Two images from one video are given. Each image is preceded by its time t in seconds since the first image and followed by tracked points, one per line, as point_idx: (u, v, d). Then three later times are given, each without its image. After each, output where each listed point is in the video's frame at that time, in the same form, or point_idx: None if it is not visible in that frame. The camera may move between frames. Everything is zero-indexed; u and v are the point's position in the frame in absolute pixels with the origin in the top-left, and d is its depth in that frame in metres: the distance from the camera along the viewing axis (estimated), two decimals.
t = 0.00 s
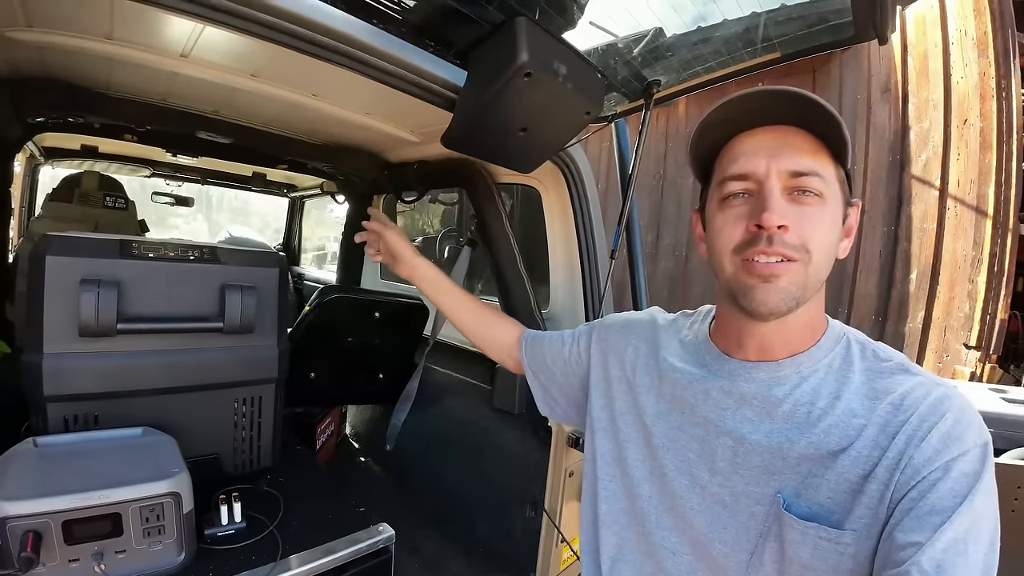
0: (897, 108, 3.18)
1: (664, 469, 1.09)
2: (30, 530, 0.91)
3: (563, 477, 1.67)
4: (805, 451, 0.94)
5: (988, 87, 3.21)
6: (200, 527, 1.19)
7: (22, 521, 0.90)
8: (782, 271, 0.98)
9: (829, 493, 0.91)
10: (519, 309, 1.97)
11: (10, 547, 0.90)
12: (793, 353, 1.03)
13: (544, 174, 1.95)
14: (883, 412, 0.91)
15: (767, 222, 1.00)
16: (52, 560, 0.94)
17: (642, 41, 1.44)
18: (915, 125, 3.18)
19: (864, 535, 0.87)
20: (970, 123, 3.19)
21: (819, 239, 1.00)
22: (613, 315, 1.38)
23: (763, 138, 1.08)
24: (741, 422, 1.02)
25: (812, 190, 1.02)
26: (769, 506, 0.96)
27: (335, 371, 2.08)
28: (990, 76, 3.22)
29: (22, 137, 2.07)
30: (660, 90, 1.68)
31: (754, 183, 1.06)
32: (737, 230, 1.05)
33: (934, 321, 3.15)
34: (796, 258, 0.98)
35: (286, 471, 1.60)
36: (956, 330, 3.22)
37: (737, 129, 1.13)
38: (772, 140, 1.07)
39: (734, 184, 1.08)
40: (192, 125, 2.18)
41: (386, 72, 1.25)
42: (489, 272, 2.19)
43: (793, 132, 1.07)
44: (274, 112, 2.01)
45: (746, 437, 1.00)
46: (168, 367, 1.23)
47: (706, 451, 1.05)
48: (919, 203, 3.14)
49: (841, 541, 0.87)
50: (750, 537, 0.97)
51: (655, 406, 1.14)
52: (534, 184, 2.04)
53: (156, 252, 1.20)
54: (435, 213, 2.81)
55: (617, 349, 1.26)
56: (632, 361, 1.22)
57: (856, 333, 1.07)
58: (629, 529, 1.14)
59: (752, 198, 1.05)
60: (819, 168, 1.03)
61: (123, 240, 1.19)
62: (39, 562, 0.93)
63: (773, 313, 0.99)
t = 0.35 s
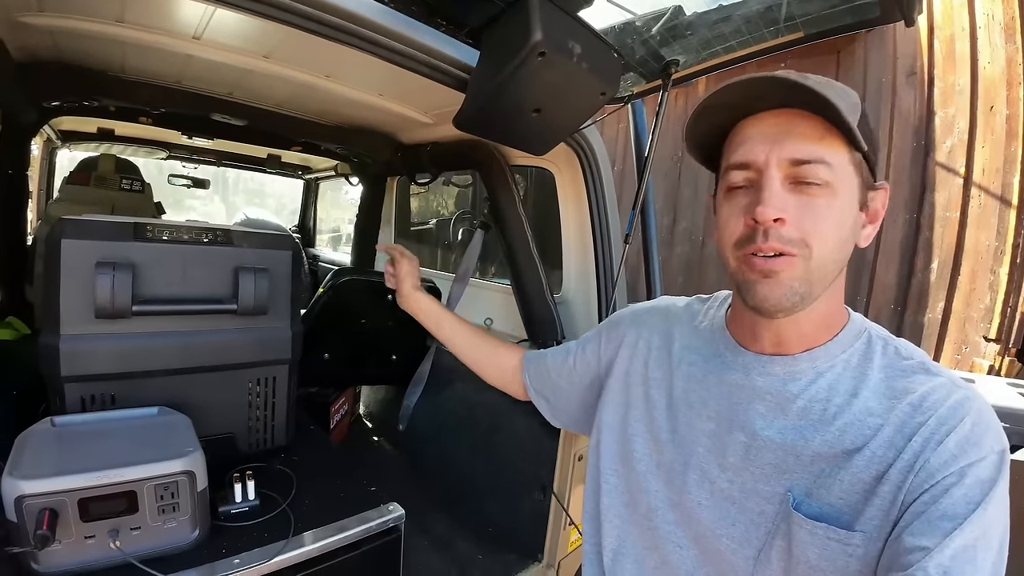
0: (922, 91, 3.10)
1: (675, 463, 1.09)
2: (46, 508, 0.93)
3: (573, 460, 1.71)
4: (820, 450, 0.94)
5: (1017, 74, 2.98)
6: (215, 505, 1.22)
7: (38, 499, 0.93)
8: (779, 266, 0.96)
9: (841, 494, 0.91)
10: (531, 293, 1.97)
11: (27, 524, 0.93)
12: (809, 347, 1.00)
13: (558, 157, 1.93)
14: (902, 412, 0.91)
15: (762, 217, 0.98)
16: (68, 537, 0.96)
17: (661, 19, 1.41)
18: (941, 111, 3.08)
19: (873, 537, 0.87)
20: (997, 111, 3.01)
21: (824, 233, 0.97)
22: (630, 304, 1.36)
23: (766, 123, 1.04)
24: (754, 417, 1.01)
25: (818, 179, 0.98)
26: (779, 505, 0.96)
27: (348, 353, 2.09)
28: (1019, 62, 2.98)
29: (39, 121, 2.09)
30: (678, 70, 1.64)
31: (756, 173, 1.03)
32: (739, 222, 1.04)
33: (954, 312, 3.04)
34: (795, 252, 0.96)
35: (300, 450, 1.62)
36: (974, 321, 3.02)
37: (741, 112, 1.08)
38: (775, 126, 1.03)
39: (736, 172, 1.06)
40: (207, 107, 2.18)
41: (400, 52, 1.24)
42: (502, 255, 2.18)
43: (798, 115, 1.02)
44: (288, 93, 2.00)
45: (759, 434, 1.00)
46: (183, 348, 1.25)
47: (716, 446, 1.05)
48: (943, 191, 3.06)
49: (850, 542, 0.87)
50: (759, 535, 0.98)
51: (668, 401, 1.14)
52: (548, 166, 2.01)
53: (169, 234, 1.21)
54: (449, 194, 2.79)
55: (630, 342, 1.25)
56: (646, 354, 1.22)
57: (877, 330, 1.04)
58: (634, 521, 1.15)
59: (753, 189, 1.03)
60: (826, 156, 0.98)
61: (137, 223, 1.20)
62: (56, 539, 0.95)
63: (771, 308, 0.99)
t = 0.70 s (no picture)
0: (944, 83, 3.08)
1: (684, 466, 1.09)
2: (56, 486, 0.95)
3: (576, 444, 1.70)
4: (830, 452, 0.93)
5: None
6: (222, 482, 1.23)
7: (48, 477, 0.94)
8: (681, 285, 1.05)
9: (852, 496, 0.90)
10: (538, 279, 1.96)
11: (37, 501, 0.95)
12: (804, 348, 0.99)
13: (570, 142, 1.91)
14: (911, 411, 0.88)
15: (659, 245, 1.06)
16: (77, 514, 0.98)
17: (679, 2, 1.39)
18: (961, 103, 3.05)
19: (886, 540, 0.86)
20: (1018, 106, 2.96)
21: (703, 256, 0.98)
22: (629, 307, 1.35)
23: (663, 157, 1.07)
24: (761, 419, 1.01)
25: (691, 207, 0.99)
26: (790, 508, 0.96)
27: (355, 334, 2.11)
28: None
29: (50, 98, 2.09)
30: (694, 56, 1.61)
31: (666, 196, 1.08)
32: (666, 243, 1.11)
33: (967, 309, 3.05)
34: (687, 274, 1.03)
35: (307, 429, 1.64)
36: (986, 319, 3.01)
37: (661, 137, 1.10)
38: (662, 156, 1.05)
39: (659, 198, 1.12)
40: (216, 86, 2.17)
41: (411, 33, 1.22)
42: (510, 239, 2.17)
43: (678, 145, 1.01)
44: (298, 73, 1.99)
45: (766, 436, 1.00)
46: (192, 329, 1.26)
47: (725, 451, 1.05)
48: (960, 186, 3.05)
49: (861, 544, 0.87)
50: (771, 538, 0.98)
51: (674, 405, 1.14)
52: (559, 151, 2.00)
53: (178, 216, 1.22)
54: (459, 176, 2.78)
55: (632, 346, 1.25)
56: (649, 357, 1.21)
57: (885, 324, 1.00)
58: (643, 525, 1.15)
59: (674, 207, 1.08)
60: (687, 185, 0.98)
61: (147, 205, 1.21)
62: (66, 516, 0.98)
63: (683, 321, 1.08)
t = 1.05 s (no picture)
0: (937, 84, 3.06)
1: (654, 466, 1.05)
2: (37, 484, 0.93)
3: (566, 444, 1.71)
4: (796, 447, 0.91)
5: None
6: (207, 482, 1.21)
7: (28, 475, 0.92)
8: (746, 268, 0.95)
9: (820, 490, 0.88)
10: (531, 276, 1.95)
11: (17, 501, 0.93)
12: (775, 343, 0.99)
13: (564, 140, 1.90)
14: (873, 404, 0.88)
15: (728, 219, 0.96)
16: (59, 512, 0.96)
17: None
18: (955, 106, 3.02)
19: (854, 533, 0.84)
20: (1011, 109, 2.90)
21: (788, 229, 0.95)
22: (594, 310, 1.33)
23: (721, 121, 1.01)
24: (727, 418, 0.99)
25: (780, 176, 0.96)
26: (759, 504, 0.93)
27: (344, 330, 2.08)
28: None
29: (36, 88, 2.05)
30: (690, 53, 1.60)
31: (715, 173, 1.00)
32: (701, 226, 1.01)
33: (955, 311, 3.03)
34: (763, 252, 0.94)
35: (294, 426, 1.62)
36: (976, 322, 2.99)
37: (704, 108, 1.05)
38: (731, 125, 1.00)
39: (694, 174, 1.02)
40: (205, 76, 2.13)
41: (404, 25, 1.20)
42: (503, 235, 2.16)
43: (761, 111, 0.99)
44: (289, 64, 1.96)
45: (734, 435, 0.97)
46: (177, 324, 1.23)
47: (694, 453, 1.01)
48: (951, 188, 3.02)
49: (830, 537, 0.84)
50: (742, 535, 0.94)
51: (642, 406, 1.10)
52: (552, 147, 1.98)
53: (163, 210, 1.19)
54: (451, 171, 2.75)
55: (598, 349, 1.21)
56: (614, 359, 1.18)
57: (843, 318, 1.02)
58: (623, 527, 1.11)
59: (714, 189, 1.00)
60: (783, 151, 0.96)
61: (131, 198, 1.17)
62: (47, 515, 0.96)
63: (737, 311, 0.97)
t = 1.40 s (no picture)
0: (920, 95, 3.15)
1: (644, 475, 1.06)
2: (28, 500, 0.92)
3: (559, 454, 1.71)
4: (781, 454, 0.92)
5: (1016, 84, 3.00)
6: (198, 495, 1.20)
7: (20, 492, 0.91)
8: (733, 276, 0.96)
9: (805, 496, 0.88)
10: (522, 285, 1.95)
11: (9, 517, 0.91)
12: (759, 352, 1.00)
13: (555, 150, 1.91)
14: (855, 410, 0.89)
15: (718, 226, 0.97)
16: (50, 529, 0.95)
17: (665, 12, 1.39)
18: (939, 116, 3.12)
19: (839, 537, 0.84)
20: (993, 119, 3.04)
21: (774, 242, 0.97)
22: (584, 323, 1.34)
23: (717, 132, 1.03)
24: (714, 427, 0.99)
25: (768, 189, 0.98)
26: (747, 511, 0.93)
27: (335, 340, 2.07)
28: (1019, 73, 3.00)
29: (23, 95, 2.03)
30: (679, 67, 1.62)
31: (707, 182, 1.02)
32: (690, 232, 1.02)
33: (942, 316, 3.13)
34: (749, 262, 0.96)
35: (286, 438, 1.61)
36: (961, 327, 3.10)
37: (700, 119, 1.07)
38: (727, 137, 1.02)
39: (687, 181, 1.04)
40: (196, 85, 2.13)
41: (399, 38, 1.20)
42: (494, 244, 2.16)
43: (756, 126, 1.02)
44: (280, 73, 1.96)
45: (721, 443, 0.98)
46: (169, 336, 1.22)
47: (683, 461, 1.01)
48: (935, 196, 3.12)
49: (815, 542, 0.85)
50: (731, 543, 0.95)
51: (631, 416, 1.11)
52: (544, 158, 1.99)
53: (153, 220, 1.18)
54: (441, 180, 2.76)
55: (587, 361, 1.22)
56: (603, 370, 1.19)
57: (826, 326, 1.04)
58: (615, 537, 1.10)
59: (705, 198, 1.02)
60: (774, 166, 0.99)
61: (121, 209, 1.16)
62: (38, 532, 0.94)
63: (725, 318, 0.98)
